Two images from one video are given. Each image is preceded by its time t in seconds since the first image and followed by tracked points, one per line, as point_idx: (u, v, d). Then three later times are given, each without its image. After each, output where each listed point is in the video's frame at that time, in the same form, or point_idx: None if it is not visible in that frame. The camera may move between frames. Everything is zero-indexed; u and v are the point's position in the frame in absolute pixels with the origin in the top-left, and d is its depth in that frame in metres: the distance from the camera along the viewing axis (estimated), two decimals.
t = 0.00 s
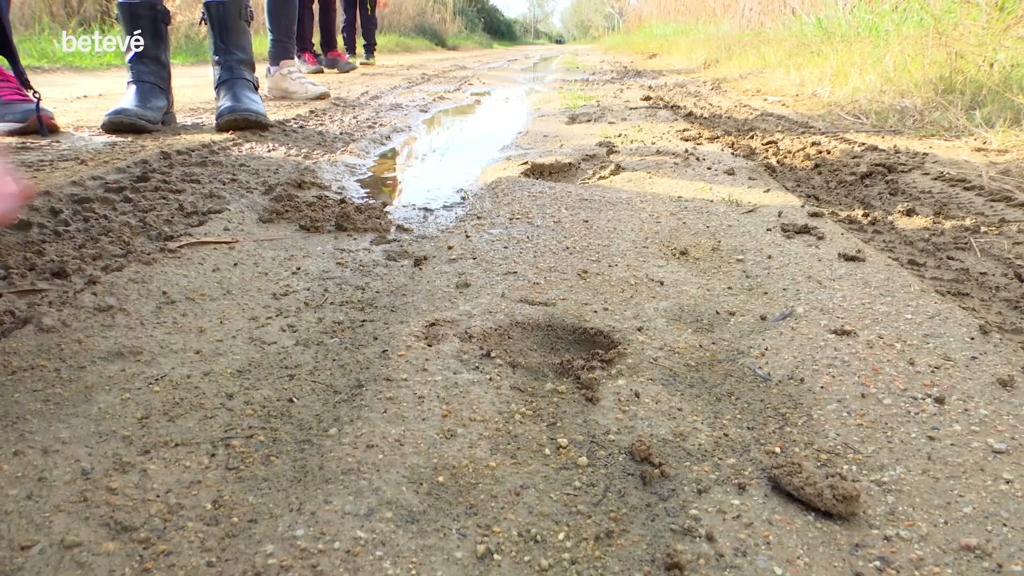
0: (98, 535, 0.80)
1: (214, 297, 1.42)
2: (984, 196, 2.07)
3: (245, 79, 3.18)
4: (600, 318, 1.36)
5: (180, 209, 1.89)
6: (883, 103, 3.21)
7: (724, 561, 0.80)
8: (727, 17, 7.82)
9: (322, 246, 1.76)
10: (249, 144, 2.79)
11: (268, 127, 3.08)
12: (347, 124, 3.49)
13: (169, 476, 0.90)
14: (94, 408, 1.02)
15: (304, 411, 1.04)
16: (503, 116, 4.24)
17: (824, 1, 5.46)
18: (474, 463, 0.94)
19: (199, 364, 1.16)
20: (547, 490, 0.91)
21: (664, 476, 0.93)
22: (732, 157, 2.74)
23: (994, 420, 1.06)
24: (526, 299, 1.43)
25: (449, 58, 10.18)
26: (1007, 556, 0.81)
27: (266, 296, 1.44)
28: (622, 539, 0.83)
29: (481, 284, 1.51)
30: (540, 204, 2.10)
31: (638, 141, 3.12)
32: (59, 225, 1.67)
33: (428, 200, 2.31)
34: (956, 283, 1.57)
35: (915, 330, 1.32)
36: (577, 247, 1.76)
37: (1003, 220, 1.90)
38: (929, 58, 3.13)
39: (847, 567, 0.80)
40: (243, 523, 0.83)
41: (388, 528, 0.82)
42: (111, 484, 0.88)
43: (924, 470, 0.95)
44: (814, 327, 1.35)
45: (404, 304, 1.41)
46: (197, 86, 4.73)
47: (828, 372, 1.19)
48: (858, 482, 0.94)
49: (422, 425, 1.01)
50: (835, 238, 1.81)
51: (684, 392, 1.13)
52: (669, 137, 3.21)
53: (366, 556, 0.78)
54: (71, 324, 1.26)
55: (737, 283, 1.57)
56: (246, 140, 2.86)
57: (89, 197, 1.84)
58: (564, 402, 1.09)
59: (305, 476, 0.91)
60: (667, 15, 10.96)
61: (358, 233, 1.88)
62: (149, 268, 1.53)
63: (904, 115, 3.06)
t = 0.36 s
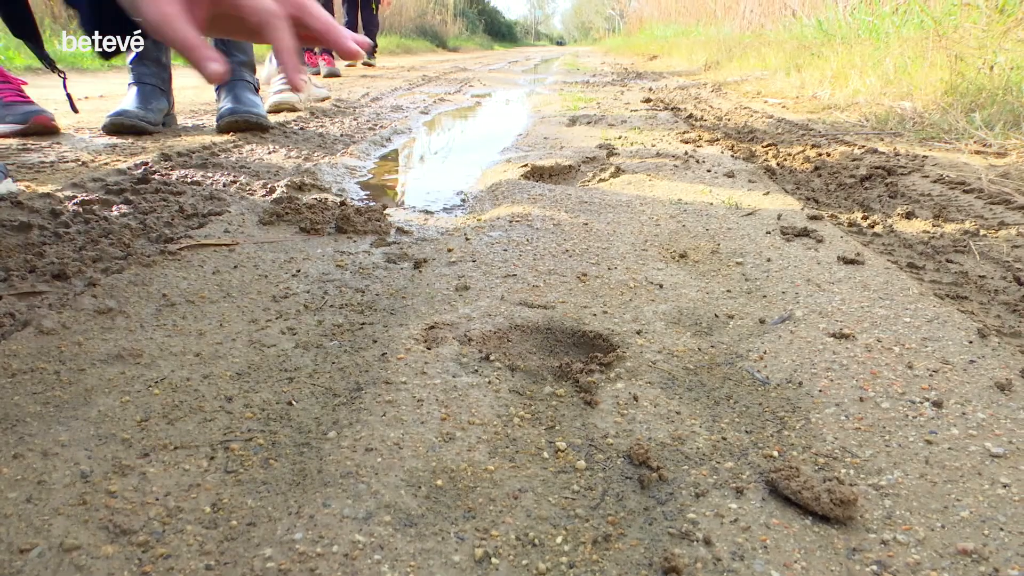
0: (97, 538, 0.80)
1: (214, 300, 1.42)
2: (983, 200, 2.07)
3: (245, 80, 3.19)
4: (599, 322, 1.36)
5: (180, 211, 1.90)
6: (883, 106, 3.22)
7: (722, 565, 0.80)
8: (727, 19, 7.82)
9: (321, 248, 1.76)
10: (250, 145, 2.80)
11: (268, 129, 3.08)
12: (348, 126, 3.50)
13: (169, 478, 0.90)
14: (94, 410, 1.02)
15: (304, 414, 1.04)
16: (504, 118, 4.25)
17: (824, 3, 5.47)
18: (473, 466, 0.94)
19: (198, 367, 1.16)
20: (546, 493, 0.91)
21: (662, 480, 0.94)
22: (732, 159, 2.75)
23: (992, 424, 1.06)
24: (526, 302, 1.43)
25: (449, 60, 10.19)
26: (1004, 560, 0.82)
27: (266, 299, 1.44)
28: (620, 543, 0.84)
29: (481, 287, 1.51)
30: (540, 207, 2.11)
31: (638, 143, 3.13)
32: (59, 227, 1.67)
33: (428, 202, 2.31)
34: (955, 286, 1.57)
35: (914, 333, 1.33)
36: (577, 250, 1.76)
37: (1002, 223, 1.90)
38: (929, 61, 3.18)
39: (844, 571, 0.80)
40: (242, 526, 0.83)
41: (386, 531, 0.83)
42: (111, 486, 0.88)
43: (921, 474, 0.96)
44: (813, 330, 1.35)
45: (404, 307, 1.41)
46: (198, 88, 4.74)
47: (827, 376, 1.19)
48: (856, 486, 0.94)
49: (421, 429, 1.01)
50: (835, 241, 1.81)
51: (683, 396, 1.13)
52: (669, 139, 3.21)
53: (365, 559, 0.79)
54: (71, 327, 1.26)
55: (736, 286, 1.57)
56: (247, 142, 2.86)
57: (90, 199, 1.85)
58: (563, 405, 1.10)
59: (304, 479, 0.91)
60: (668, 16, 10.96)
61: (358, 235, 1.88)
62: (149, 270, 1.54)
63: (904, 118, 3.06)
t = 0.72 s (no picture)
0: (97, 540, 0.80)
1: (214, 301, 1.42)
2: (984, 200, 2.07)
3: (246, 83, 3.19)
4: (599, 322, 1.36)
5: (180, 213, 1.90)
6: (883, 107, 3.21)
7: (723, 566, 0.80)
8: (727, 20, 7.83)
9: (321, 250, 1.76)
10: (250, 147, 2.80)
11: (268, 131, 3.09)
12: (348, 128, 3.50)
13: (168, 480, 0.90)
14: (94, 412, 1.02)
15: (304, 416, 1.04)
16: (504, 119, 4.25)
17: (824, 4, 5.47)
18: (473, 468, 0.94)
19: (198, 369, 1.16)
20: (546, 494, 0.91)
21: (663, 480, 0.93)
22: (732, 160, 2.75)
23: (993, 424, 1.06)
24: (526, 303, 1.43)
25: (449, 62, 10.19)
26: (1006, 560, 0.82)
27: (266, 300, 1.44)
28: (620, 544, 0.83)
29: (481, 288, 1.51)
30: (540, 208, 2.11)
31: (638, 144, 3.13)
32: (59, 229, 1.67)
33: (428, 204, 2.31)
34: (955, 287, 1.57)
35: (914, 333, 1.33)
36: (577, 251, 1.76)
37: (1003, 223, 1.90)
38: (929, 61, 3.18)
39: (845, 572, 0.80)
40: (242, 527, 0.83)
41: (386, 533, 0.83)
42: (110, 488, 0.88)
43: (922, 475, 0.95)
44: (814, 330, 1.35)
45: (404, 308, 1.41)
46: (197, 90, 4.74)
47: (828, 376, 1.19)
48: (857, 487, 0.94)
49: (421, 430, 1.01)
50: (835, 242, 1.81)
51: (683, 397, 1.13)
52: (669, 140, 3.22)
53: (364, 560, 0.79)
54: (70, 329, 1.26)
55: (736, 287, 1.57)
56: (246, 143, 2.86)
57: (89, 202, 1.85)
58: (564, 406, 1.09)
59: (304, 481, 0.91)
60: (668, 17, 10.98)
61: (358, 236, 1.88)
62: (149, 272, 1.54)
63: (904, 118, 3.06)
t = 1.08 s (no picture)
0: (92, 538, 0.80)
1: (211, 300, 1.42)
2: (983, 198, 2.07)
3: (245, 82, 3.19)
4: (597, 321, 1.36)
5: (178, 211, 1.90)
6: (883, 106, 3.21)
7: (720, 564, 0.80)
8: (727, 19, 7.82)
9: (319, 249, 1.76)
10: (249, 147, 2.79)
11: (267, 130, 3.09)
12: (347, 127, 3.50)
13: (165, 478, 0.90)
14: (91, 410, 1.02)
15: (301, 414, 1.04)
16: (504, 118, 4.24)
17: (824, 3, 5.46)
18: (470, 465, 0.94)
19: (195, 367, 1.16)
20: (543, 492, 0.90)
21: (660, 478, 0.93)
22: (731, 159, 2.75)
23: (991, 421, 1.06)
24: (524, 302, 1.43)
25: (448, 62, 10.18)
26: (1003, 557, 0.81)
27: (263, 299, 1.44)
28: (617, 542, 0.83)
29: (479, 286, 1.50)
30: (538, 207, 2.10)
31: (637, 143, 3.13)
32: (57, 228, 1.67)
33: (427, 203, 2.31)
34: (954, 285, 1.56)
35: (913, 332, 1.32)
36: (576, 250, 1.75)
37: (1002, 222, 1.90)
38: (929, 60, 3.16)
39: (843, 569, 0.80)
40: (238, 526, 0.83)
41: (383, 531, 0.82)
42: (107, 487, 0.88)
43: (921, 472, 0.95)
44: (812, 329, 1.35)
45: (402, 306, 1.41)
46: (196, 90, 4.73)
47: (826, 374, 1.19)
48: (855, 484, 0.93)
49: (418, 428, 1.01)
50: (833, 241, 1.81)
51: (681, 395, 1.12)
52: (668, 139, 3.21)
53: (361, 558, 0.79)
54: (67, 327, 1.26)
55: (734, 285, 1.57)
56: (245, 143, 2.86)
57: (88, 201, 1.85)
58: (561, 405, 1.09)
59: (300, 479, 0.91)
60: (667, 17, 10.97)
61: (356, 235, 1.88)
62: (147, 270, 1.54)
63: (903, 117, 3.06)
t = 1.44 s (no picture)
0: (90, 536, 0.80)
1: (210, 299, 1.42)
2: (982, 198, 2.07)
3: (245, 81, 3.19)
4: (596, 320, 1.36)
5: (177, 210, 1.90)
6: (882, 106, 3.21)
7: (718, 562, 0.80)
8: (727, 19, 7.82)
9: (318, 248, 1.75)
10: (248, 146, 2.79)
11: (267, 129, 3.08)
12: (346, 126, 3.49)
13: (162, 477, 0.90)
14: (89, 409, 1.02)
15: (299, 413, 1.04)
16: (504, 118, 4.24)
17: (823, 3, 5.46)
18: (469, 464, 0.94)
19: (194, 366, 1.16)
20: (541, 491, 0.90)
21: (658, 477, 0.93)
22: (730, 158, 2.75)
23: (990, 421, 1.06)
24: (523, 301, 1.43)
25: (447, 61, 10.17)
26: (1002, 556, 0.81)
27: (262, 298, 1.44)
28: (615, 540, 0.83)
29: (478, 285, 1.50)
30: (538, 206, 2.10)
31: (636, 142, 3.12)
32: (56, 227, 1.67)
33: (426, 202, 2.31)
34: (953, 284, 1.56)
35: (912, 331, 1.32)
36: (575, 249, 1.75)
37: (1001, 221, 1.90)
38: (929, 60, 3.18)
39: (841, 568, 0.80)
40: (235, 524, 0.83)
41: (380, 530, 0.82)
42: (104, 485, 0.87)
43: (919, 471, 0.95)
44: (811, 328, 1.35)
45: (401, 305, 1.41)
46: (196, 89, 4.73)
47: (824, 373, 1.19)
48: (854, 483, 0.93)
49: (416, 427, 1.01)
50: (833, 240, 1.81)
51: (679, 394, 1.12)
52: (668, 139, 3.21)
53: (358, 557, 0.78)
54: (66, 326, 1.26)
55: (733, 284, 1.56)
56: (245, 142, 2.86)
57: (86, 200, 1.85)
58: (559, 403, 1.09)
59: (298, 477, 0.90)
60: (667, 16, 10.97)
61: (355, 234, 1.88)
62: (145, 269, 1.54)
63: (903, 117, 3.06)
